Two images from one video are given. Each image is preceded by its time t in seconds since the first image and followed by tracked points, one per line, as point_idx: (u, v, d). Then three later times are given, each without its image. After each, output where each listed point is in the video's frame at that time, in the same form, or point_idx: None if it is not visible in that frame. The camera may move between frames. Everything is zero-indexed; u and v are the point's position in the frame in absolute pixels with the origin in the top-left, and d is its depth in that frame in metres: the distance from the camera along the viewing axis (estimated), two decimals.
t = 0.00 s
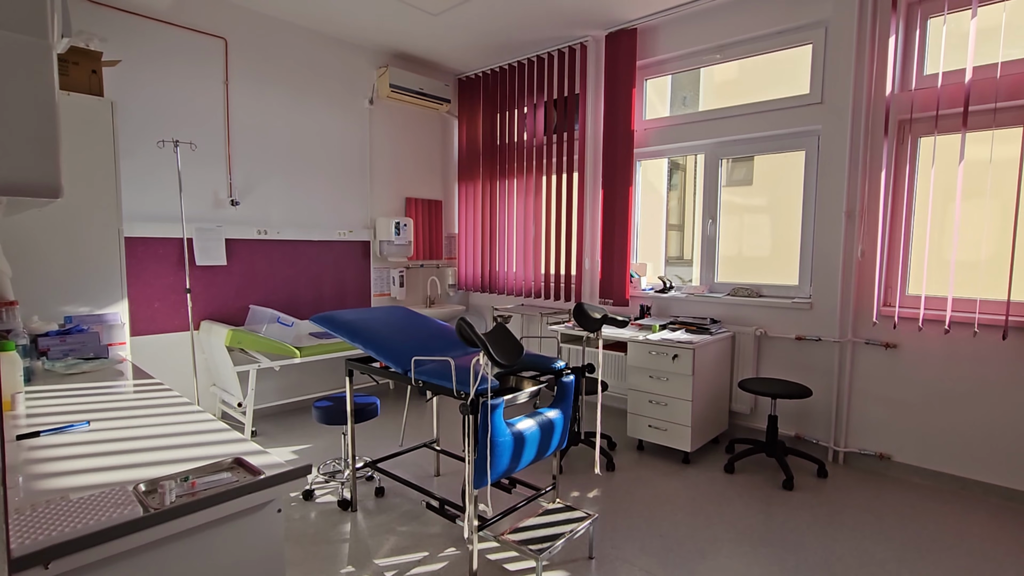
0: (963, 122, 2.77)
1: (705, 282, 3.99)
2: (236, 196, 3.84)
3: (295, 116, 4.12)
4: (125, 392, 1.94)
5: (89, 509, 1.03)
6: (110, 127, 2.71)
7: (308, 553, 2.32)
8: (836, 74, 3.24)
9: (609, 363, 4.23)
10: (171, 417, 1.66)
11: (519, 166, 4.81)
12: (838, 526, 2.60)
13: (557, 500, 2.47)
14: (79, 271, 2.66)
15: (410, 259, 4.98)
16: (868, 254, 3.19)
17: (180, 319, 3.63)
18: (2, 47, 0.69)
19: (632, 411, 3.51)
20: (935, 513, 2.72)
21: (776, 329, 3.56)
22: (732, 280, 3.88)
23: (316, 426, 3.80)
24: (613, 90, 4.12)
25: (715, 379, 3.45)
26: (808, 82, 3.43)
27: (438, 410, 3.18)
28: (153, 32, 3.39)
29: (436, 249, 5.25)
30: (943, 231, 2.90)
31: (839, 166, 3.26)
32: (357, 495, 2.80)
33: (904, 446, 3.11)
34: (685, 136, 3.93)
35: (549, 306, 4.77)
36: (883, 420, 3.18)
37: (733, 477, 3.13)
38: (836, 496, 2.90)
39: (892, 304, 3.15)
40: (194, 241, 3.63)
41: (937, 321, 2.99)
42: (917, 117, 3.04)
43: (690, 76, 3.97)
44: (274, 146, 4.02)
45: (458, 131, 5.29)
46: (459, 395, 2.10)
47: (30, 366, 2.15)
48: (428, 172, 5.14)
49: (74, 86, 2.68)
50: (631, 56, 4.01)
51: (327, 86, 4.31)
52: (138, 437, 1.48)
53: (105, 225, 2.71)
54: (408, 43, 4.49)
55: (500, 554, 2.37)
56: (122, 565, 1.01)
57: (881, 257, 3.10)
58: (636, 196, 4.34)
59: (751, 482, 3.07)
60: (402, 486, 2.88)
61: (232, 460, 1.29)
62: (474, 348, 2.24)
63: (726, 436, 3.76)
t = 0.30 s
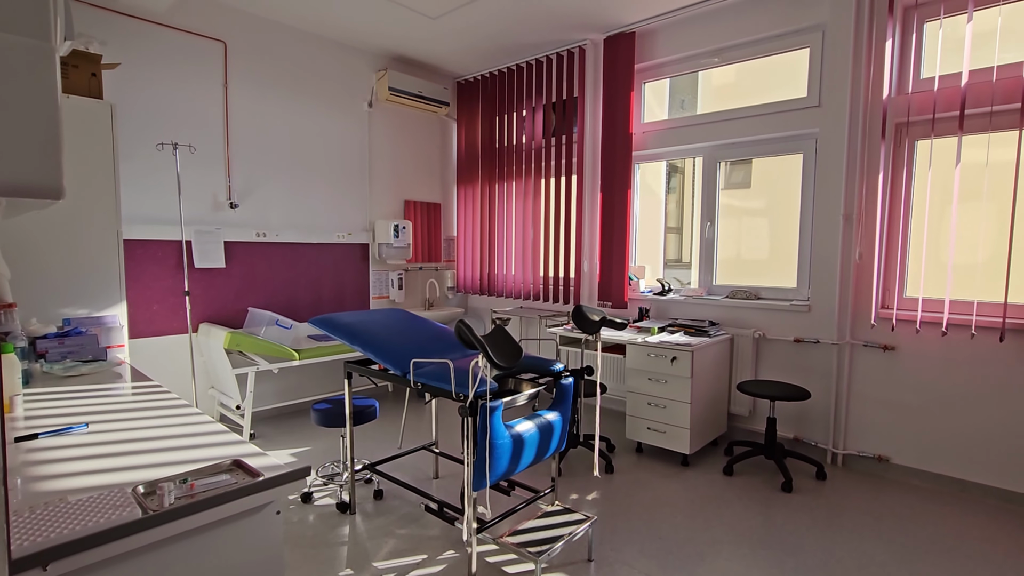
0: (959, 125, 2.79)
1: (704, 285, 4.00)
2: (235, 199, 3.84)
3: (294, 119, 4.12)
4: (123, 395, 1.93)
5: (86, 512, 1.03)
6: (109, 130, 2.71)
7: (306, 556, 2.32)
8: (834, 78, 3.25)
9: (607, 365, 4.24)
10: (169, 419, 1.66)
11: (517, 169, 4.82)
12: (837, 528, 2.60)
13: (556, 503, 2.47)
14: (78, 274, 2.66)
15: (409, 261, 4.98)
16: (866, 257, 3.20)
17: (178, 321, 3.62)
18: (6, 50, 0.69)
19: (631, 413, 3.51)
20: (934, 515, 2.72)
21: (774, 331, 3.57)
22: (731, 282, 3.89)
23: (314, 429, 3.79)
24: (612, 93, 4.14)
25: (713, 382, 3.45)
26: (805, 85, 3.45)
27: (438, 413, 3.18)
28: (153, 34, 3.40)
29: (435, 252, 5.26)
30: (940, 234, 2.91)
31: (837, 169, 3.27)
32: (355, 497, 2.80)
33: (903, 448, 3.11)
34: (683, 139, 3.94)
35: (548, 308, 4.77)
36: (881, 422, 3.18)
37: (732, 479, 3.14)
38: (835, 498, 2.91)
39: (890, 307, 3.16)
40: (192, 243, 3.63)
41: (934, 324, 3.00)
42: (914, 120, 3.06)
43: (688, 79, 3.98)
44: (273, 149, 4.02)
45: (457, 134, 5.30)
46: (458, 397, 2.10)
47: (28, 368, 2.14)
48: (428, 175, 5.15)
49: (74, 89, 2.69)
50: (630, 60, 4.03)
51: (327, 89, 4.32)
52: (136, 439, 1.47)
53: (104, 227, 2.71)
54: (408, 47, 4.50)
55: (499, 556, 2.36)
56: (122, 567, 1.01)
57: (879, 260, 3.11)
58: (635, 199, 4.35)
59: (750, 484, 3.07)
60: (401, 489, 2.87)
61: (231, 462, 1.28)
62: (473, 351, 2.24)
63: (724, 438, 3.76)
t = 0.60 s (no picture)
0: (955, 126, 2.80)
1: (702, 285, 4.00)
2: (233, 199, 3.84)
3: (292, 119, 4.13)
4: (120, 394, 1.92)
5: (84, 508, 1.03)
6: (107, 130, 2.71)
7: (304, 556, 2.31)
8: (831, 79, 3.26)
9: (605, 366, 4.24)
10: (166, 417, 1.65)
11: (515, 169, 4.82)
12: (835, 528, 2.60)
13: (554, 502, 2.47)
14: (76, 274, 2.65)
15: (408, 262, 4.98)
16: (863, 257, 3.21)
17: (176, 322, 3.61)
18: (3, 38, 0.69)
19: (630, 414, 3.50)
20: (932, 514, 2.73)
21: (772, 331, 3.57)
22: (728, 283, 3.89)
23: (312, 430, 3.79)
24: (609, 94, 4.15)
25: (711, 382, 3.46)
26: (802, 86, 3.46)
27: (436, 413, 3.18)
28: (150, 35, 3.40)
29: (433, 253, 5.26)
30: (937, 235, 2.92)
31: (834, 169, 3.28)
32: (353, 497, 2.79)
33: (900, 448, 3.12)
34: (680, 140, 3.95)
35: (546, 309, 4.77)
36: (879, 422, 3.18)
37: (730, 479, 3.14)
38: (833, 498, 2.91)
39: (887, 307, 3.17)
40: (190, 244, 3.62)
41: (931, 324, 3.01)
42: (910, 120, 3.07)
43: (685, 80, 4.00)
44: (271, 150, 4.02)
45: (455, 135, 5.30)
46: (456, 397, 2.10)
47: (24, 368, 2.14)
48: (426, 175, 5.15)
49: (71, 89, 2.69)
50: (627, 61, 4.04)
51: (325, 90, 4.32)
52: (133, 437, 1.47)
53: (102, 228, 2.71)
54: (406, 48, 4.51)
55: (497, 556, 2.36)
56: (120, 563, 1.01)
57: (876, 260, 3.12)
58: (633, 200, 4.36)
59: (748, 484, 3.07)
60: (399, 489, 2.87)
61: (228, 459, 1.28)
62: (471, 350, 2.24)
63: (723, 438, 3.76)
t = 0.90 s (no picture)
0: (953, 126, 2.80)
1: (700, 285, 4.00)
2: (231, 199, 3.83)
3: (290, 120, 4.12)
4: (117, 394, 1.92)
5: (81, 507, 1.02)
6: (104, 130, 2.70)
7: (302, 557, 2.30)
8: (829, 79, 3.26)
9: (604, 366, 4.25)
10: (164, 417, 1.65)
11: (514, 170, 4.83)
12: (834, 528, 2.60)
13: (553, 502, 2.47)
14: (73, 275, 2.64)
15: (406, 262, 4.98)
16: (861, 257, 3.21)
17: (174, 322, 3.61)
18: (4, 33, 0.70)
19: (629, 414, 3.50)
20: (930, 514, 2.73)
21: (770, 331, 3.58)
22: (727, 283, 3.89)
23: (310, 430, 3.78)
24: (608, 95, 4.16)
25: (710, 382, 3.46)
26: (799, 87, 3.47)
27: (435, 413, 3.17)
28: (148, 35, 3.39)
29: (432, 253, 5.26)
30: (935, 235, 2.92)
31: (833, 169, 3.28)
32: (352, 498, 2.78)
33: (899, 447, 3.12)
34: (679, 140, 3.96)
35: (545, 310, 4.77)
36: (877, 422, 3.19)
37: (729, 479, 3.14)
38: (832, 498, 2.91)
39: (885, 307, 3.17)
40: (188, 244, 3.61)
41: (929, 323, 3.01)
42: (908, 120, 3.07)
43: (684, 81, 4.00)
44: (269, 150, 4.02)
45: (454, 135, 5.30)
46: (455, 396, 2.10)
47: (21, 368, 2.13)
48: (424, 176, 5.14)
49: (69, 88, 2.68)
50: (626, 61, 4.04)
51: (323, 90, 4.32)
52: (130, 437, 1.47)
53: (99, 228, 2.70)
54: (404, 48, 4.51)
55: (497, 556, 2.35)
56: (118, 562, 1.01)
57: (874, 260, 3.12)
58: (632, 201, 4.36)
59: (747, 484, 3.07)
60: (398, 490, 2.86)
61: (227, 459, 1.28)
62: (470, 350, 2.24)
63: (721, 438, 3.76)
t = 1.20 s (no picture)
0: (951, 127, 2.81)
1: (699, 286, 4.00)
2: (230, 200, 3.82)
3: (289, 120, 4.12)
4: (115, 396, 1.91)
5: (78, 511, 1.02)
6: (102, 131, 2.70)
7: (300, 559, 2.30)
8: (827, 80, 3.27)
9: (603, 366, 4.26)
10: (162, 419, 1.64)
11: (513, 170, 4.82)
12: (832, 528, 2.60)
13: (552, 504, 2.46)
14: (71, 277, 2.64)
15: (405, 263, 4.98)
16: (860, 258, 3.22)
17: (172, 323, 3.60)
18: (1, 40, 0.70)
19: (627, 415, 3.50)
20: (929, 515, 2.73)
21: (769, 332, 3.58)
22: (726, 284, 3.90)
23: (309, 431, 3.77)
24: (607, 96, 4.16)
25: (709, 383, 3.46)
26: (797, 88, 3.47)
27: (433, 414, 3.17)
28: (146, 35, 3.38)
29: (430, 254, 5.26)
30: (933, 235, 2.93)
31: (831, 170, 3.28)
32: (350, 500, 2.78)
33: (897, 448, 3.12)
34: (677, 141, 3.96)
35: (544, 310, 4.77)
36: (875, 422, 3.19)
37: (727, 480, 3.14)
38: (830, 498, 2.91)
39: (883, 308, 3.18)
40: (186, 245, 3.61)
41: (927, 324, 3.02)
42: (907, 121, 3.07)
43: (682, 82, 4.01)
44: (267, 150, 4.01)
45: (452, 135, 5.30)
46: (453, 398, 2.10)
47: (19, 370, 2.12)
48: (423, 176, 5.14)
49: (67, 89, 2.67)
50: (625, 62, 4.05)
51: (322, 91, 4.31)
52: (128, 439, 1.46)
53: (97, 229, 2.69)
54: (403, 49, 4.51)
55: (495, 558, 2.35)
56: (115, 566, 1.00)
57: (872, 261, 3.13)
58: (630, 201, 4.36)
59: (746, 485, 3.07)
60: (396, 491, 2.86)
61: (225, 461, 1.27)
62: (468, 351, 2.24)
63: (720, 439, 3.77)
